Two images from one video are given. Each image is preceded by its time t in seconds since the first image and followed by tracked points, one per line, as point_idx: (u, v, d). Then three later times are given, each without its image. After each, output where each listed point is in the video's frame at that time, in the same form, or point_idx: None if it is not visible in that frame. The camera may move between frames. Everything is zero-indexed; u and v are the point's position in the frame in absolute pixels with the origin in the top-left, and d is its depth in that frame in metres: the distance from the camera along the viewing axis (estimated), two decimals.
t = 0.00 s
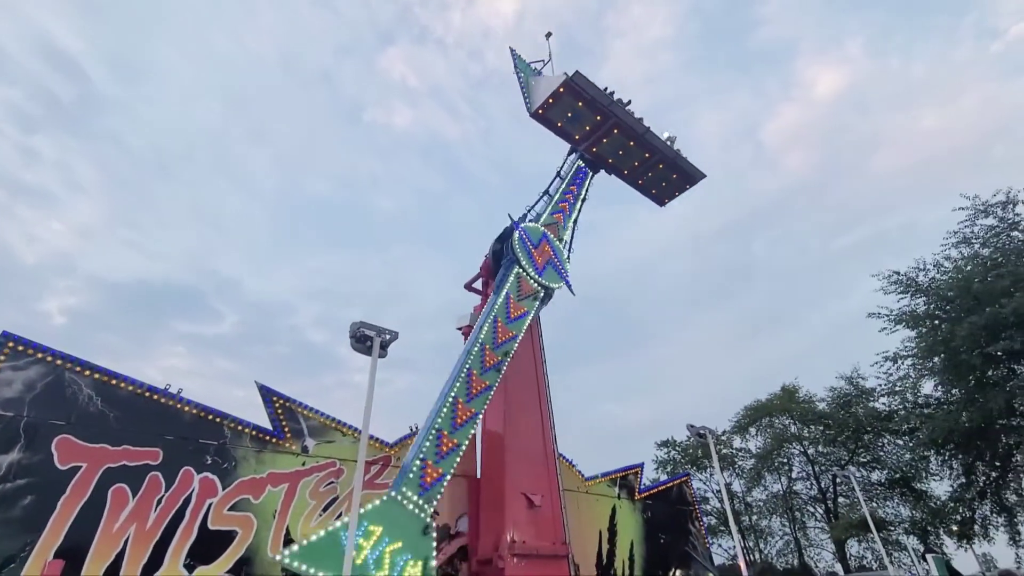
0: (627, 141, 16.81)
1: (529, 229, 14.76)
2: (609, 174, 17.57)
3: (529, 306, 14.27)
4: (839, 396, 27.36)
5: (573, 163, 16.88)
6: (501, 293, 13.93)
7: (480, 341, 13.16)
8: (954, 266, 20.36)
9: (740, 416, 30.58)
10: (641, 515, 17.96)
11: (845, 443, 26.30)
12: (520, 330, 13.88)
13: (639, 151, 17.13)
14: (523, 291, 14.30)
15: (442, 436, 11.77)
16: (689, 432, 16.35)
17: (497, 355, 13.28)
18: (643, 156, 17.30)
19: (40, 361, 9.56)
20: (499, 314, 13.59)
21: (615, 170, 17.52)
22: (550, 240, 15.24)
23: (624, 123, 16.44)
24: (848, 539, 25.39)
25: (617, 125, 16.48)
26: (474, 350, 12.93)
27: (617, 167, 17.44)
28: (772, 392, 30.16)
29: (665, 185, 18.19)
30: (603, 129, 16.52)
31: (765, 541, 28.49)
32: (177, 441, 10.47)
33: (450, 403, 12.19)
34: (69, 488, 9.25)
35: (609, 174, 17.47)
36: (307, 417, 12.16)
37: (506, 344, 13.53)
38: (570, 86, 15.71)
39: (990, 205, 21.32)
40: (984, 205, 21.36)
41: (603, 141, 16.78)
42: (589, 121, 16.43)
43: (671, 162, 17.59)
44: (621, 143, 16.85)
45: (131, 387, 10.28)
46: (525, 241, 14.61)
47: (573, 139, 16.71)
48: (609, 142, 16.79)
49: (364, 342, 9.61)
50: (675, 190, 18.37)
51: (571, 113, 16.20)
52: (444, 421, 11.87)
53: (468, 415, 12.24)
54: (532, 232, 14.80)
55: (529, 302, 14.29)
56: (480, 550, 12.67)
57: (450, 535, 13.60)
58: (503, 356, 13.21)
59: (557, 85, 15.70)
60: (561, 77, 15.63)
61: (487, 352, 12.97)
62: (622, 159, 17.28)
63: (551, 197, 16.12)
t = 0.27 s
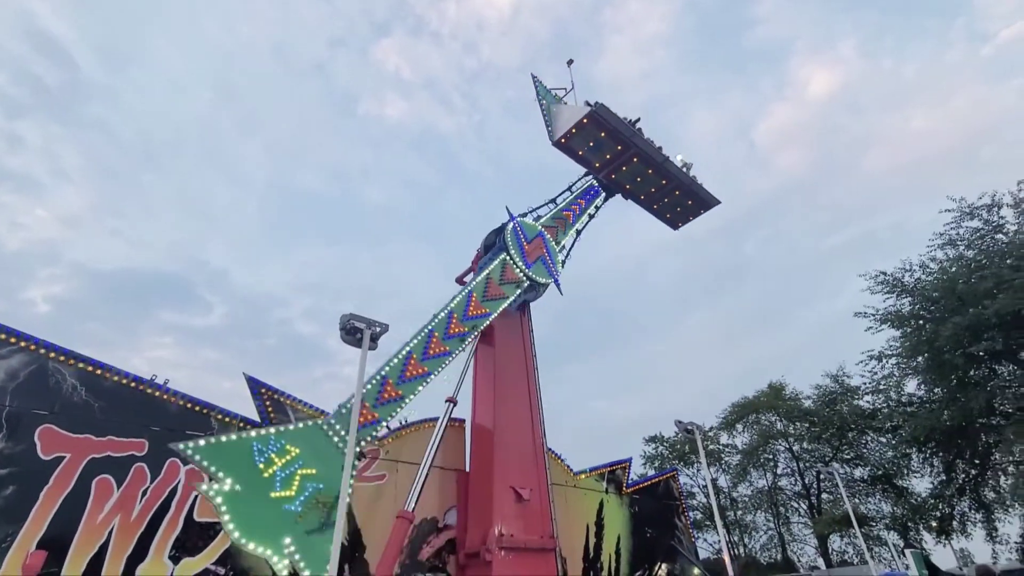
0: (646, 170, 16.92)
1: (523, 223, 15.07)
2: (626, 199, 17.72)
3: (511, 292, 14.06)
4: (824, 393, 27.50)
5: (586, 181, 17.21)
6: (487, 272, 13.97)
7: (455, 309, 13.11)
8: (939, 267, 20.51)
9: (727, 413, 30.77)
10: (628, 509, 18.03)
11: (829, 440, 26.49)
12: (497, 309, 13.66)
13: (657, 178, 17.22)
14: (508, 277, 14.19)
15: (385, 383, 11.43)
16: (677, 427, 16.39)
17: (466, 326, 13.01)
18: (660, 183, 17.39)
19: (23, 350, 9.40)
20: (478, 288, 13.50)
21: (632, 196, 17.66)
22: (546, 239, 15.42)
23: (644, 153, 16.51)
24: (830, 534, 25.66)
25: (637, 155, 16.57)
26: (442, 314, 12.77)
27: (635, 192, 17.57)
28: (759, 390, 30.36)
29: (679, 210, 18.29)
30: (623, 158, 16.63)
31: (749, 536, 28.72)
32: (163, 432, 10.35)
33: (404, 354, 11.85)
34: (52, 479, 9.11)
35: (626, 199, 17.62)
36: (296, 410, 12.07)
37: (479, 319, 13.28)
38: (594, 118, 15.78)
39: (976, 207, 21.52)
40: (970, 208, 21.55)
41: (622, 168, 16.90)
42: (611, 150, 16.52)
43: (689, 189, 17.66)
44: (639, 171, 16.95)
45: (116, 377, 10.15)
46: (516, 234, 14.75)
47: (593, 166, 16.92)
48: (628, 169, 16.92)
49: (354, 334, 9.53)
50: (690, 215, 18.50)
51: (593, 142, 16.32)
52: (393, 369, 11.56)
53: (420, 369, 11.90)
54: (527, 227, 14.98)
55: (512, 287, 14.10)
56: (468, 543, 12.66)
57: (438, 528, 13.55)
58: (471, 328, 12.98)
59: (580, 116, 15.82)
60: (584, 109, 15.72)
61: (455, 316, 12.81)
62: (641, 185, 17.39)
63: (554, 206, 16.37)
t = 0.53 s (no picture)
0: (663, 193, 16.80)
1: (518, 207, 15.02)
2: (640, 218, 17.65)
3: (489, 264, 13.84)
4: (806, 378, 27.74)
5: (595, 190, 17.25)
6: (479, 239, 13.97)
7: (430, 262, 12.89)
8: (922, 256, 20.67)
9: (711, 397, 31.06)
10: (613, 490, 18.20)
11: (809, 424, 26.84)
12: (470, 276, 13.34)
13: (673, 201, 17.12)
14: (490, 250, 14.06)
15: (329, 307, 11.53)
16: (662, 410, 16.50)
17: (432, 279, 12.63)
18: (675, 205, 17.29)
19: (3, 327, 9.21)
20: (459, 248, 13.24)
21: (646, 216, 17.58)
22: (540, 227, 15.46)
23: (662, 178, 16.38)
24: (808, 514, 26.18)
25: (655, 179, 16.43)
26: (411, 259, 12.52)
27: (650, 213, 17.48)
28: (743, 374, 30.65)
29: (691, 229, 18.22)
30: (641, 182, 16.48)
31: (730, 516, 29.20)
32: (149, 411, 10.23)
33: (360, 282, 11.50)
34: (35, 457, 9.01)
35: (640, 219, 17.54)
36: (284, 390, 11.98)
37: (449, 275, 12.84)
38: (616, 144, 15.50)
39: (961, 197, 21.66)
40: (955, 197, 21.70)
41: (639, 191, 16.78)
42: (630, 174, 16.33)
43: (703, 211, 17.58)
44: (656, 194, 16.84)
45: (99, 355, 9.99)
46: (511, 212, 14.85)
47: (610, 188, 16.76)
48: (644, 192, 16.78)
49: (341, 315, 9.42)
50: (703, 234, 18.46)
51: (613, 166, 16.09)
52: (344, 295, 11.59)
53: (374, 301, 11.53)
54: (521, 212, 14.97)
55: (491, 259, 13.94)
56: (455, 522, 12.76)
57: (426, 507, 13.60)
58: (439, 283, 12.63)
59: (601, 142, 15.55)
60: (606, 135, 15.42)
61: (421, 264, 12.54)
62: (656, 206, 17.30)
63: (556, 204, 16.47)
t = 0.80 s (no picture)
0: (682, 210, 16.79)
1: (517, 181, 15.00)
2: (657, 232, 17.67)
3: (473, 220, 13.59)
4: (794, 350, 28.16)
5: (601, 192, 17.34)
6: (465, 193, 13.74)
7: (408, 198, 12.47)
8: (914, 230, 20.85)
9: (701, 368, 31.50)
10: (603, 457, 18.58)
11: (795, 394, 27.36)
12: (448, 220, 12.87)
13: (692, 217, 17.12)
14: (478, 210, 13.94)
15: (289, 199, 10.48)
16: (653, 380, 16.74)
17: (406, 211, 12.18)
18: (693, 220, 17.28)
19: None
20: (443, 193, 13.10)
21: (663, 229, 17.61)
22: (537, 204, 15.45)
23: (683, 196, 16.33)
24: (791, 481, 26.88)
25: (675, 198, 16.36)
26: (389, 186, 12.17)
27: (667, 227, 17.52)
28: (733, 346, 31.05)
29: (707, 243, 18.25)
30: (661, 201, 16.42)
31: (715, 482, 29.92)
32: (141, 379, 10.33)
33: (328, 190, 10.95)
34: (29, 424, 9.11)
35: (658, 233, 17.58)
36: (277, 359, 12.08)
37: (423, 213, 12.44)
38: (641, 166, 15.29)
39: (955, 171, 21.73)
40: (948, 171, 21.79)
41: (658, 208, 16.73)
42: (651, 194, 16.20)
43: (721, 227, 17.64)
44: (675, 210, 16.82)
45: (88, 324, 10.02)
46: (510, 182, 14.92)
47: (629, 205, 16.66)
48: (663, 208, 16.73)
49: (333, 285, 9.47)
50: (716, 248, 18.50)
51: (635, 186, 15.88)
52: (308, 191, 10.75)
53: (336, 209, 10.95)
54: (518, 183, 14.92)
55: (476, 216, 13.71)
56: (448, 487, 13.04)
57: (419, 473, 13.86)
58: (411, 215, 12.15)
59: (622, 164, 15.30)
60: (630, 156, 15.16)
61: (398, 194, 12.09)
62: (673, 222, 17.33)
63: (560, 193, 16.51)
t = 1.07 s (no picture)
0: (699, 228, 17.10)
1: (517, 146, 15.02)
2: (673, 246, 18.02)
3: (459, 162, 13.45)
4: (786, 314, 28.47)
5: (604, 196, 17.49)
6: (457, 138, 13.69)
7: (393, 119, 12.42)
8: (910, 194, 20.90)
9: (694, 331, 31.85)
10: (596, 418, 18.96)
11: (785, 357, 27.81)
12: (429, 152, 12.79)
13: (709, 233, 17.43)
14: (468, 158, 13.79)
15: (262, 74, 10.36)
16: (646, 343, 16.99)
17: (386, 129, 12.10)
18: (710, 236, 17.62)
19: None
20: (432, 126, 13.07)
21: (679, 243, 17.94)
22: (535, 172, 15.46)
23: (701, 216, 16.57)
24: (778, 440, 27.57)
25: (693, 218, 16.65)
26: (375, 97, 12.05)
27: (683, 243, 17.88)
28: (726, 309, 31.36)
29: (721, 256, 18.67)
30: (679, 220, 16.69)
31: (704, 441, 30.65)
32: (137, 341, 10.45)
33: (311, 83, 10.94)
34: (28, 386, 9.24)
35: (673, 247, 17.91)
36: (273, 322, 12.20)
37: (403, 137, 12.37)
38: (662, 191, 15.43)
39: (955, 134, 21.68)
40: (949, 134, 21.73)
41: (676, 225, 17.00)
42: (670, 214, 16.42)
43: (737, 243, 18.03)
44: (693, 228, 17.10)
45: (82, 287, 10.08)
46: (510, 146, 14.96)
47: (647, 224, 16.90)
48: (681, 226, 17.03)
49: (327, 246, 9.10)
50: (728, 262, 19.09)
51: (654, 208, 16.11)
52: (287, 74, 10.69)
53: (312, 100, 10.90)
54: (518, 148, 14.94)
55: (462, 159, 13.57)
56: (445, 446, 13.36)
57: (416, 433, 14.16)
58: (389, 134, 12.09)
59: (640, 188, 15.44)
60: (650, 181, 15.25)
61: (383, 110, 12.01)
62: (689, 237, 17.64)
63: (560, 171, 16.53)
